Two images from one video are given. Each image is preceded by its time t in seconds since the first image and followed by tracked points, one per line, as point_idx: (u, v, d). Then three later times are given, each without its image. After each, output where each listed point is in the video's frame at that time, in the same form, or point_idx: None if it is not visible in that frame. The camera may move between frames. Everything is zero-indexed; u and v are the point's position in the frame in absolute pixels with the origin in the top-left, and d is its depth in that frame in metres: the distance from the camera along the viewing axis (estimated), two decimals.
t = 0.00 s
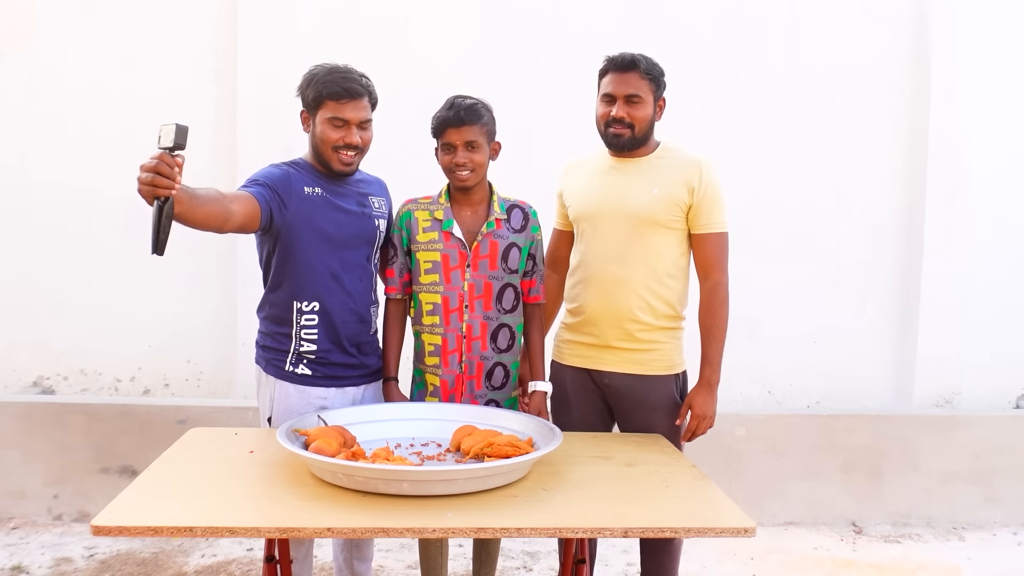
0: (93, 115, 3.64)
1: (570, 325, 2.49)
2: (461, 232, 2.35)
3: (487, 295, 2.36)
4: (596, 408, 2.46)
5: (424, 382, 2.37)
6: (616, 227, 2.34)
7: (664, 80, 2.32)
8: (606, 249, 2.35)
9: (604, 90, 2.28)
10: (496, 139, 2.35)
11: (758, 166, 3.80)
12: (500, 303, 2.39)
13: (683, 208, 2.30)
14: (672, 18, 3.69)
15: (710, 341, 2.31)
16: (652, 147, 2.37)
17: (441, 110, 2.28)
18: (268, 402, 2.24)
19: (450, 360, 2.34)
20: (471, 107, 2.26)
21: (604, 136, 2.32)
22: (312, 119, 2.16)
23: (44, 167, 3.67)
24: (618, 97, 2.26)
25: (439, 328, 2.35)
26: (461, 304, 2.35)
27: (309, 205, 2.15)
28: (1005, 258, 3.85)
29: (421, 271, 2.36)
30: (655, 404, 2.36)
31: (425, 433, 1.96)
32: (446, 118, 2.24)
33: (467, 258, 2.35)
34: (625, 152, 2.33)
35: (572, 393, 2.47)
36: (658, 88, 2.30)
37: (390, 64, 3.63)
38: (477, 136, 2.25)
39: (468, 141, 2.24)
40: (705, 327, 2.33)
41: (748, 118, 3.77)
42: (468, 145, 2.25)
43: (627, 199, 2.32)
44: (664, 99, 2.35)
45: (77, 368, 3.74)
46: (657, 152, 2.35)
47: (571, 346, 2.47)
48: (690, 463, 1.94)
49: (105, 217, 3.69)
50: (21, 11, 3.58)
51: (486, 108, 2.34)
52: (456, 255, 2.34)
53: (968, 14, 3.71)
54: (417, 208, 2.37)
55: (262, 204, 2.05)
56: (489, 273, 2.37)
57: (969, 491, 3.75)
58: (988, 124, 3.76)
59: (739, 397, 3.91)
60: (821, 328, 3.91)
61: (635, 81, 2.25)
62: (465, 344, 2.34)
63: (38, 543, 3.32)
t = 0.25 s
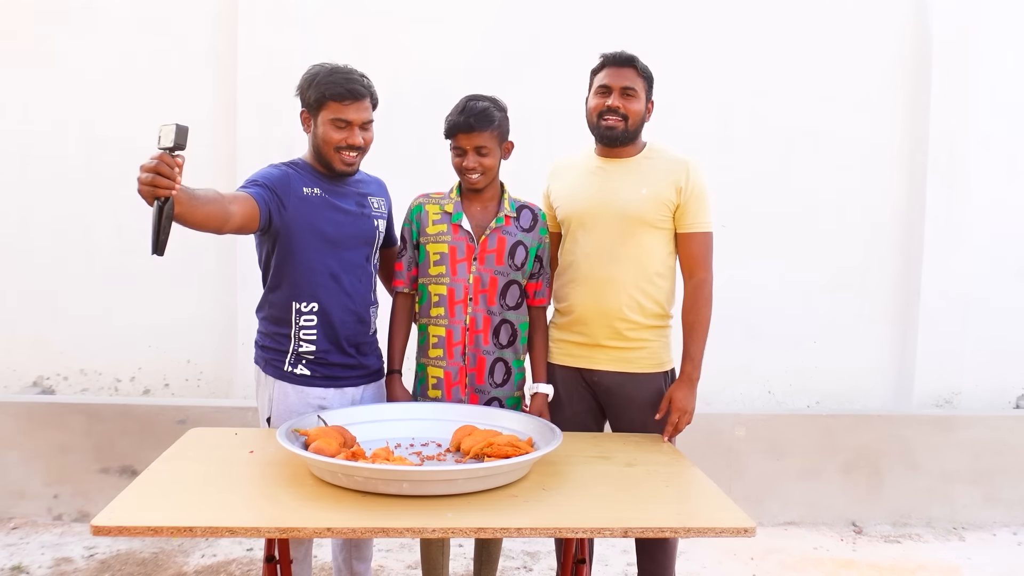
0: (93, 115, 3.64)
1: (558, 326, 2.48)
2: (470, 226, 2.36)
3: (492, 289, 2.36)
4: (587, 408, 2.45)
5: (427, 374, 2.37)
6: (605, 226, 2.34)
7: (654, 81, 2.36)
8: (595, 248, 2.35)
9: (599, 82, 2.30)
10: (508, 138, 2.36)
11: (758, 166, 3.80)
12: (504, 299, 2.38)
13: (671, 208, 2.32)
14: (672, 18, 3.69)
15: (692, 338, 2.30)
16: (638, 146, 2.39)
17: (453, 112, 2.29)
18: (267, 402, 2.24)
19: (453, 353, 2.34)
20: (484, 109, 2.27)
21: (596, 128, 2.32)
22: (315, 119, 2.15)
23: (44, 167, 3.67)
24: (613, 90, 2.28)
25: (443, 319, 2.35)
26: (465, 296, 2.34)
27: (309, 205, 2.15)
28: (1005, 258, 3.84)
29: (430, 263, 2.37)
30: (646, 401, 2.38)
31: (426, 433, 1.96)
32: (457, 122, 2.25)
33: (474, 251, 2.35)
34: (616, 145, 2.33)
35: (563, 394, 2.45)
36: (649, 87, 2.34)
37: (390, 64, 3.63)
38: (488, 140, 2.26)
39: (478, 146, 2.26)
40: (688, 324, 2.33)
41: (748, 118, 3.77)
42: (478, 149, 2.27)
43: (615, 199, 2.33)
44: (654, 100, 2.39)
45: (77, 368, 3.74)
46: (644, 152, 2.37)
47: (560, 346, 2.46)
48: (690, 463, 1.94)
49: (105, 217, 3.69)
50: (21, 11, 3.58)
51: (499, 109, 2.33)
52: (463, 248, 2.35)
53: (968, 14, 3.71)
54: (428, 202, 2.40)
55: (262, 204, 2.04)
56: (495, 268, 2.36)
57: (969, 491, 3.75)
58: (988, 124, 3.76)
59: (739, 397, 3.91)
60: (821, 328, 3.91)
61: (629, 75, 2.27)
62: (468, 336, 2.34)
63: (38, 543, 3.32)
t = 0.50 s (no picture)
0: (93, 114, 3.64)
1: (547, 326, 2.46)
2: (477, 223, 2.37)
3: (497, 286, 2.37)
4: (578, 407, 2.43)
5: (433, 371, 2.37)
6: (596, 226, 2.34)
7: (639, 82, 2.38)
8: (586, 248, 2.35)
9: (587, 81, 2.30)
10: (515, 139, 2.37)
11: (758, 166, 3.80)
12: (509, 296, 2.39)
13: (660, 208, 2.33)
14: (672, 18, 3.68)
15: (682, 337, 2.34)
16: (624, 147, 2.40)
17: (460, 114, 2.30)
18: (266, 402, 2.23)
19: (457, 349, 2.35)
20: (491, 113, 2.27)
21: (584, 125, 2.32)
22: (317, 121, 2.14)
23: (44, 166, 3.67)
24: (601, 88, 2.28)
25: (450, 316, 2.36)
26: (472, 293, 2.36)
27: (309, 206, 2.15)
28: (1005, 258, 3.85)
29: (437, 260, 2.38)
30: (639, 399, 2.37)
31: (426, 433, 1.96)
32: (465, 126, 2.26)
33: (481, 249, 2.36)
34: (603, 143, 2.33)
35: (556, 393, 2.43)
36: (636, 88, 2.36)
37: (390, 64, 3.63)
38: (495, 143, 2.27)
39: (486, 150, 2.27)
40: (678, 325, 2.37)
41: (748, 118, 3.77)
42: (485, 153, 2.28)
43: (605, 199, 2.33)
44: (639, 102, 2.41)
45: (77, 368, 3.74)
46: (631, 153, 2.39)
47: (549, 346, 2.44)
48: (690, 463, 1.94)
49: (105, 217, 3.69)
50: (20, 10, 3.58)
51: (506, 111, 2.34)
52: (470, 244, 2.36)
53: (968, 14, 3.71)
54: (435, 200, 2.41)
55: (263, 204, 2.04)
56: (501, 265, 2.37)
57: (969, 491, 3.75)
58: (988, 124, 3.76)
59: (739, 397, 3.91)
60: (821, 328, 3.91)
61: (617, 74, 2.29)
62: (473, 333, 2.36)
63: (38, 543, 3.32)
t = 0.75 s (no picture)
0: (93, 115, 3.64)
1: (547, 327, 2.47)
2: (475, 223, 2.37)
3: (496, 286, 2.36)
4: (577, 406, 2.44)
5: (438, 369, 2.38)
6: (595, 227, 2.34)
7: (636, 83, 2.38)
8: (585, 249, 2.35)
9: (583, 83, 2.31)
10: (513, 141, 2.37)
11: (758, 166, 3.80)
12: (508, 296, 2.38)
13: (658, 208, 2.33)
14: (672, 18, 3.68)
15: (681, 336, 2.35)
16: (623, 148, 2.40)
17: (458, 116, 2.29)
18: (267, 402, 2.23)
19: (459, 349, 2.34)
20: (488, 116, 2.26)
21: (582, 128, 2.32)
22: (318, 122, 2.14)
23: (44, 166, 3.67)
24: (598, 90, 2.29)
25: (451, 316, 2.36)
26: (471, 293, 2.35)
27: (310, 203, 2.15)
28: (1005, 259, 3.84)
29: (436, 260, 2.38)
30: (638, 397, 2.37)
31: (426, 433, 1.96)
32: (461, 128, 2.25)
33: (479, 248, 2.36)
34: (601, 144, 2.33)
35: (555, 393, 2.44)
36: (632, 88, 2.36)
37: (390, 64, 3.63)
38: (492, 145, 2.27)
39: (482, 152, 2.27)
40: (677, 324, 2.38)
41: (748, 118, 3.77)
42: (482, 155, 2.28)
43: (604, 199, 2.33)
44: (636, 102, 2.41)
45: (77, 368, 3.74)
46: (629, 153, 2.39)
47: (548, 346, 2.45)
48: (689, 463, 1.94)
49: (105, 217, 3.69)
50: (20, 10, 3.58)
51: (503, 113, 2.33)
52: (468, 244, 2.35)
53: (968, 14, 3.71)
54: (432, 202, 2.41)
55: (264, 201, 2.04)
56: (500, 264, 2.37)
57: (969, 491, 3.75)
58: (988, 124, 3.76)
59: (739, 397, 3.91)
60: (821, 328, 3.90)
61: (612, 75, 2.29)
62: (473, 333, 2.35)
63: (38, 543, 3.32)
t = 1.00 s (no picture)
0: (94, 115, 3.64)
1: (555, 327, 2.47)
2: (473, 223, 2.38)
3: (495, 285, 2.37)
4: (582, 405, 2.44)
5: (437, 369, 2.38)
6: (602, 228, 2.34)
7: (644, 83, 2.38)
8: (592, 249, 2.35)
9: (590, 83, 2.31)
10: (511, 142, 2.36)
11: (758, 166, 3.80)
12: (507, 295, 2.39)
13: (665, 209, 2.32)
14: (672, 18, 3.68)
15: (687, 336, 2.33)
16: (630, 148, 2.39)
17: (455, 117, 2.28)
18: (266, 401, 2.23)
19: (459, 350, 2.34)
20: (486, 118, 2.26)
21: (588, 128, 2.32)
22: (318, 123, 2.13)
23: (45, 166, 3.67)
24: (605, 90, 2.29)
25: (449, 316, 2.36)
26: (470, 293, 2.35)
27: (309, 203, 2.15)
28: (1005, 259, 3.84)
29: (434, 260, 2.38)
30: (642, 395, 2.36)
31: (426, 433, 1.96)
32: (460, 131, 2.24)
33: (477, 248, 2.36)
34: (608, 144, 2.32)
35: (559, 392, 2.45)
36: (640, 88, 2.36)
37: (390, 64, 3.63)
38: (491, 147, 2.27)
39: (481, 155, 2.27)
40: (683, 324, 2.35)
41: (748, 118, 3.77)
42: (480, 158, 2.28)
43: (611, 200, 2.33)
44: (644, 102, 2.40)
45: (77, 368, 3.74)
46: (636, 154, 2.38)
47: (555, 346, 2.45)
48: (690, 463, 1.94)
49: (105, 217, 3.69)
50: (20, 11, 3.58)
51: (500, 113, 2.32)
52: (467, 244, 2.36)
53: (968, 14, 3.71)
54: (431, 202, 2.41)
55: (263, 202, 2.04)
56: (499, 264, 2.37)
57: (969, 491, 3.75)
58: (988, 123, 3.76)
59: (739, 397, 3.91)
60: (821, 328, 3.90)
61: (620, 75, 2.29)
62: (472, 332, 2.35)
63: (38, 543, 3.32)
